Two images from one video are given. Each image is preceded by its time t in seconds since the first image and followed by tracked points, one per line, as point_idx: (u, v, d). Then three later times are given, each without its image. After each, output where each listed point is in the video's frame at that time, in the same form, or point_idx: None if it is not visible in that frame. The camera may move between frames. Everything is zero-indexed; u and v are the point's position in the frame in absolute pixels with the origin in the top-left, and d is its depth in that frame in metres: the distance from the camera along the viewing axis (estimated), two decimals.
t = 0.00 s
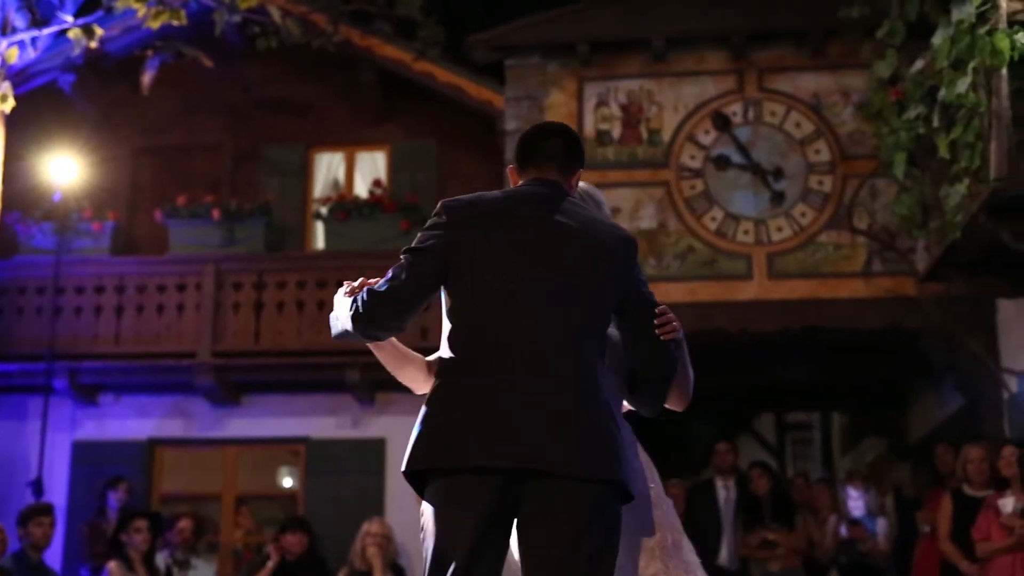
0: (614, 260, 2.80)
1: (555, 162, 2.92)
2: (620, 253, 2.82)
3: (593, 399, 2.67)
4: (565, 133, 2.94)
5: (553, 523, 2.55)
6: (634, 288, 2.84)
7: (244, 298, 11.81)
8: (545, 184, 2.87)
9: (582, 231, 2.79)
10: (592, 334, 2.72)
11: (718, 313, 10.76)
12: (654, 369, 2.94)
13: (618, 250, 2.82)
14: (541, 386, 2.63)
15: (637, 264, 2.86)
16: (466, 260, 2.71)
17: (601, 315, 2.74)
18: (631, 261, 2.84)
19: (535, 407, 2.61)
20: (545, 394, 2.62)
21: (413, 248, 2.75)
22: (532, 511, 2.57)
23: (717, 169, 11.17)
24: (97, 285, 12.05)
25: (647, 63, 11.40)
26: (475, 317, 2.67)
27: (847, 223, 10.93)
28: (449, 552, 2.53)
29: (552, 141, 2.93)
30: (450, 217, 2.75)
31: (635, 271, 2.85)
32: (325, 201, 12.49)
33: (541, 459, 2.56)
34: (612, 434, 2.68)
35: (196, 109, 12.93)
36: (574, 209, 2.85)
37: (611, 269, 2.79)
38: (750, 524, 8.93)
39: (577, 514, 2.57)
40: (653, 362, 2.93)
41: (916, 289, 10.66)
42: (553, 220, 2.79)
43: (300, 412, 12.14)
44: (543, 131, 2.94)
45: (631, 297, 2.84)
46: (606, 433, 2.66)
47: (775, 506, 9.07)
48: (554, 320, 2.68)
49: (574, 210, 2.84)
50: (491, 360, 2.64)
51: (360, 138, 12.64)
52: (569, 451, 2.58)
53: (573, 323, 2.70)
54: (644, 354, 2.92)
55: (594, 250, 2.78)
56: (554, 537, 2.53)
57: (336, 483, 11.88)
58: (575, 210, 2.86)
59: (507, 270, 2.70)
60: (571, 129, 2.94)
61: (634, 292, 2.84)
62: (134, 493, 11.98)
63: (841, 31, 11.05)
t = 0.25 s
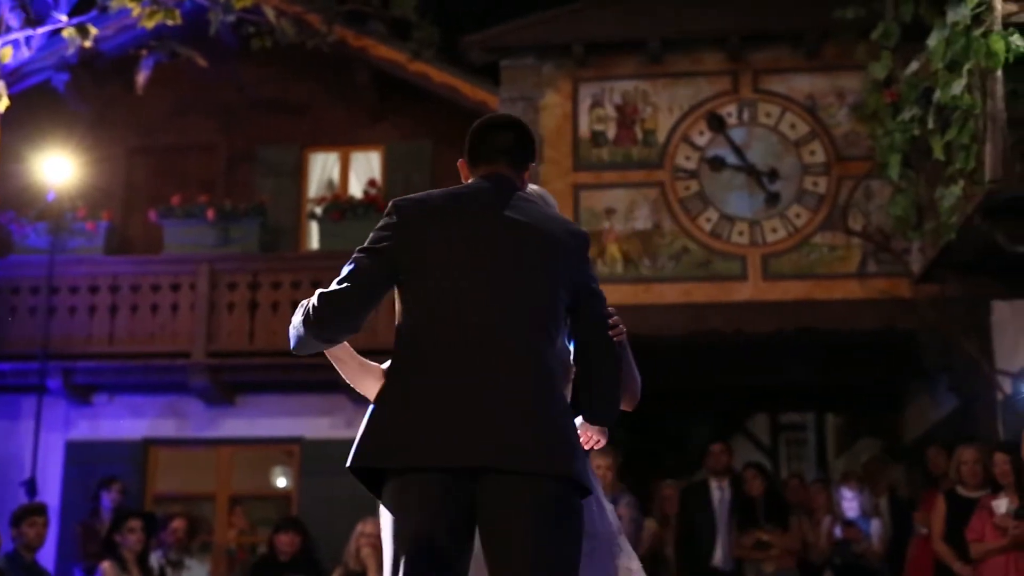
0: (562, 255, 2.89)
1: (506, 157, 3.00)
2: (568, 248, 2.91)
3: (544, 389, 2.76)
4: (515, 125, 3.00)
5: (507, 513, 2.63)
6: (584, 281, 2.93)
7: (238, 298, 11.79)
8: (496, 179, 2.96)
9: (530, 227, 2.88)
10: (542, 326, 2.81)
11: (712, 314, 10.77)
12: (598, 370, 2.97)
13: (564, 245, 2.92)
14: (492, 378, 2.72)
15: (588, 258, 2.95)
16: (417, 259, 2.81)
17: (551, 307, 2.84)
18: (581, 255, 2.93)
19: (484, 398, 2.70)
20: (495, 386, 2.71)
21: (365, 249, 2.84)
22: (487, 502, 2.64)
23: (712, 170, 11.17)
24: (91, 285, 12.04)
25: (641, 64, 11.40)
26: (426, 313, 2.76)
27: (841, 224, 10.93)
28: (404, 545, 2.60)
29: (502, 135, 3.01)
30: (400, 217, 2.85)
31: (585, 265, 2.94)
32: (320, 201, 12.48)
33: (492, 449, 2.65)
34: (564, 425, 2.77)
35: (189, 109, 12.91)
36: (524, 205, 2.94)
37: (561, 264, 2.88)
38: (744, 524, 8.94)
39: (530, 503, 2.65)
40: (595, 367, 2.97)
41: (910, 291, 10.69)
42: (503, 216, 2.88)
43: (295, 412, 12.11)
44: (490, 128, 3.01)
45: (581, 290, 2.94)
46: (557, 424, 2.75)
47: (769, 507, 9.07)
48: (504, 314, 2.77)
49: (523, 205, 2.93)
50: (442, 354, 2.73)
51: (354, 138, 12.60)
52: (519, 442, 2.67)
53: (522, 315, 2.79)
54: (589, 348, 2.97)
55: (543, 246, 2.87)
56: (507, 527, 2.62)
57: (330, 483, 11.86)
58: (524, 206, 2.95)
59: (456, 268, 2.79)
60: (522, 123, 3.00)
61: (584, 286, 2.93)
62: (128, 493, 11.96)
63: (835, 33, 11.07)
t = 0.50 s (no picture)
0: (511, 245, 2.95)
1: (454, 150, 3.10)
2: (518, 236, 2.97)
3: (493, 379, 2.84)
4: (461, 114, 3.10)
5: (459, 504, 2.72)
6: (539, 267, 2.97)
7: (233, 298, 11.76)
8: (443, 173, 3.05)
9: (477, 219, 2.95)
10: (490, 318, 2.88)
11: (707, 314, 10.77)
12: (565, 373, 2.90)
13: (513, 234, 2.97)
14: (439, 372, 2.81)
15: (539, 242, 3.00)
16: (365, 261, 2.91)
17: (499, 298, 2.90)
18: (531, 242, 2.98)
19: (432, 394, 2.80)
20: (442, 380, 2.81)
21: (318, 255, 2.95)
22: (442, 497, 2.73)
23: (707, 171, 11.16)
24: (86, 285, 12.01)
25: (638, 64, 11.39)
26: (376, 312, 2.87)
27: (837, 224, 10.93)
28: (362, 545, 2.71)
29: (450, 128, 3.10)
30: (347, 222, 2.96)
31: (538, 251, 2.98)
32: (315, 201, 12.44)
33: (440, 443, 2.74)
34: (516, 414, 2.85)
35: (185, 108, 12.87)
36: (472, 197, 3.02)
37: (510, 254, 2.94)
38: (740, 524, 8.92)
39: (482, 493, 2.73)
40: (564, 371, 2.90)
41: (906, 292, 10.68)
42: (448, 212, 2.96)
43: (291, 412, 12.07)
44: (438, 117, 3.10)
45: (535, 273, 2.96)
46: (506, 412, 2.83)
47: (765, 508, 9.04)
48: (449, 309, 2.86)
49: (468, 195, 3.00)
50: (391, 352, 2.83)
51: (349, 137, 12.56)
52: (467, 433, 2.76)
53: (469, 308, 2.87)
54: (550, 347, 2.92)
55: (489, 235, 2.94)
56: (456, 519, 2.71)
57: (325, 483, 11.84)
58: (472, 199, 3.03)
59: (404, 266, 2.89)
60: (468, 110, 3.09)
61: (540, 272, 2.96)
62: (122, 493, 11.94)
63: (831, 34, 11.06)
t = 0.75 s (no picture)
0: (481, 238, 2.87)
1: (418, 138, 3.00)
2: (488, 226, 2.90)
3: (466, 378, 2.79)
4: (421, 99, 2.98)
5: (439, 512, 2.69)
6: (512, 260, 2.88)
7: (227, 298, 11.74)
8: (405, 164, 2.96)
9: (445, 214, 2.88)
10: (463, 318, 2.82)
11: (704, 314, 10.80)
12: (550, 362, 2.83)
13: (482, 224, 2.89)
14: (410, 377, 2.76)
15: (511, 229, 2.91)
16: (334, 264, 2.85)
17: (470, 297, 2.84)
18: (502, 231, 2.90)
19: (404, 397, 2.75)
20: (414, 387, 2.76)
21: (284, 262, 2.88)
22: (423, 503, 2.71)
23: (703, 171, 11.16)
24: (80, 285, 11.98)
25: (633, 64, 11.39)
26: (348, 317, 2.82)
27: (832, 225, 10.93)
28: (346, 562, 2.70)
29: (411, 114, 2.99)
30: (311, 226, 2.89)
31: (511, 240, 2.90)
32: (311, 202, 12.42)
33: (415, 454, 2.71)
34: (492, 413, 2.80)
35: (180, 107, 12.83)
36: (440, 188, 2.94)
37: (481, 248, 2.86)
38: (735, 524, 8.92)
39: (461, 500, 2.70)
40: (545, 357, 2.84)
41: (901, 291, 10.68)
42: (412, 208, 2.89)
43: (287, 412, 12.05)
44: (399, 103, 2.98)
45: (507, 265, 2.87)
46: (481, 414, 2.78)
47: (759, 507, 9.04)
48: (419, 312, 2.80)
49: (433, 188, 2.92)
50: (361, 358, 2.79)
51: (344, 137, 12.52)
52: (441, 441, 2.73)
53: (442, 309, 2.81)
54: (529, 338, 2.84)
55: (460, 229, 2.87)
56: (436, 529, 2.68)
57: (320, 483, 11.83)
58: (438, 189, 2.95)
59: (374, 269, 2.83)
60: (428, 94, 2.98)
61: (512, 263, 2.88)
62: (117, 493, 11.93)
63: (826, 34, 11.06)
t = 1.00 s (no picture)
0: (472, 224, 2.82)
1: (402, 122, 2.93)
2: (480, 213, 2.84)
3: (452, 373, 2.72)
4: (404, 81, 2.91)
5: (435, 506, 2.61)
6: (504, 246, 2.82)
7: (224, 298, 11.73)
8: (390, 151, 2.90)
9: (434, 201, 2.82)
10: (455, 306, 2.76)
11: (701, 314, 10.79)
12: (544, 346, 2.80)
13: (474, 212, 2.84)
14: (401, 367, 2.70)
15: (502, 215, 2.86)
16: (317, 257, 2.80)
17: (462, 284, 2.78)
18: (494, 217, 2.84)
19: (398, 381, 2.69)
20: (405, 377, 2.69)
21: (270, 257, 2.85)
22: (408, 505, 2.63)
23: (699, 171, 11.15)
24: (76, 285, 11.96)
25: (630, 65, 11.38)
26: (332, 311, 2.76)
27: (829, 225, 10.93)
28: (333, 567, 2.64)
29: (394, 97, 2.92)
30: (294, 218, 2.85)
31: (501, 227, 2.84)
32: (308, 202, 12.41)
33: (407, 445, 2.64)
34: (485, 405, 2.74)
35: (176, 107, 12.80)
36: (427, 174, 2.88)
37: (465, 239, 2.80)
38: (732, 524, 8.88)
39: (444, 500, 2.62)
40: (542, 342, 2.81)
41: (897, 291, 10.68)
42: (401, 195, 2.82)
43: (280, 413, 12.05)
44: (380, 86, 2.92)
45: (500, 251, 2.82)
46: (467, 409, 2.71)
47: (756, 509, 9.00)
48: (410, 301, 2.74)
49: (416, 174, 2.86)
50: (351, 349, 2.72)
51: (341, 137, 12.50)
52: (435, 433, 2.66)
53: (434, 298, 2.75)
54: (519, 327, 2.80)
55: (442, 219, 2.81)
56: (421, 531, 2.60)
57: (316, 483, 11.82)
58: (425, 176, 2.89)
59: (356, 261, 2.77)
60: (411, 76, 2.91)
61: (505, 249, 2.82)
62: (113, 494, 11.90)
63: (823, 34, 11.06)
